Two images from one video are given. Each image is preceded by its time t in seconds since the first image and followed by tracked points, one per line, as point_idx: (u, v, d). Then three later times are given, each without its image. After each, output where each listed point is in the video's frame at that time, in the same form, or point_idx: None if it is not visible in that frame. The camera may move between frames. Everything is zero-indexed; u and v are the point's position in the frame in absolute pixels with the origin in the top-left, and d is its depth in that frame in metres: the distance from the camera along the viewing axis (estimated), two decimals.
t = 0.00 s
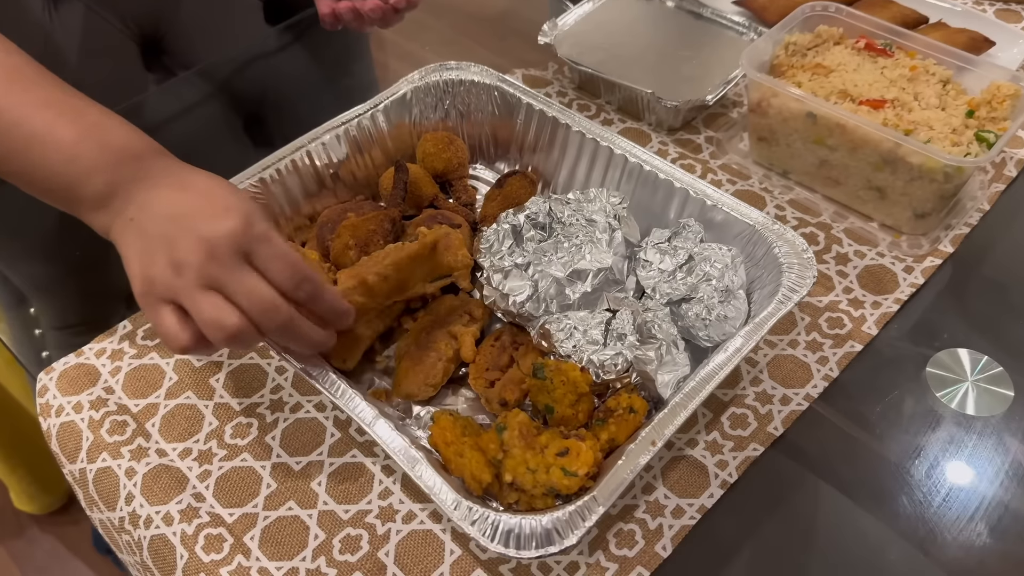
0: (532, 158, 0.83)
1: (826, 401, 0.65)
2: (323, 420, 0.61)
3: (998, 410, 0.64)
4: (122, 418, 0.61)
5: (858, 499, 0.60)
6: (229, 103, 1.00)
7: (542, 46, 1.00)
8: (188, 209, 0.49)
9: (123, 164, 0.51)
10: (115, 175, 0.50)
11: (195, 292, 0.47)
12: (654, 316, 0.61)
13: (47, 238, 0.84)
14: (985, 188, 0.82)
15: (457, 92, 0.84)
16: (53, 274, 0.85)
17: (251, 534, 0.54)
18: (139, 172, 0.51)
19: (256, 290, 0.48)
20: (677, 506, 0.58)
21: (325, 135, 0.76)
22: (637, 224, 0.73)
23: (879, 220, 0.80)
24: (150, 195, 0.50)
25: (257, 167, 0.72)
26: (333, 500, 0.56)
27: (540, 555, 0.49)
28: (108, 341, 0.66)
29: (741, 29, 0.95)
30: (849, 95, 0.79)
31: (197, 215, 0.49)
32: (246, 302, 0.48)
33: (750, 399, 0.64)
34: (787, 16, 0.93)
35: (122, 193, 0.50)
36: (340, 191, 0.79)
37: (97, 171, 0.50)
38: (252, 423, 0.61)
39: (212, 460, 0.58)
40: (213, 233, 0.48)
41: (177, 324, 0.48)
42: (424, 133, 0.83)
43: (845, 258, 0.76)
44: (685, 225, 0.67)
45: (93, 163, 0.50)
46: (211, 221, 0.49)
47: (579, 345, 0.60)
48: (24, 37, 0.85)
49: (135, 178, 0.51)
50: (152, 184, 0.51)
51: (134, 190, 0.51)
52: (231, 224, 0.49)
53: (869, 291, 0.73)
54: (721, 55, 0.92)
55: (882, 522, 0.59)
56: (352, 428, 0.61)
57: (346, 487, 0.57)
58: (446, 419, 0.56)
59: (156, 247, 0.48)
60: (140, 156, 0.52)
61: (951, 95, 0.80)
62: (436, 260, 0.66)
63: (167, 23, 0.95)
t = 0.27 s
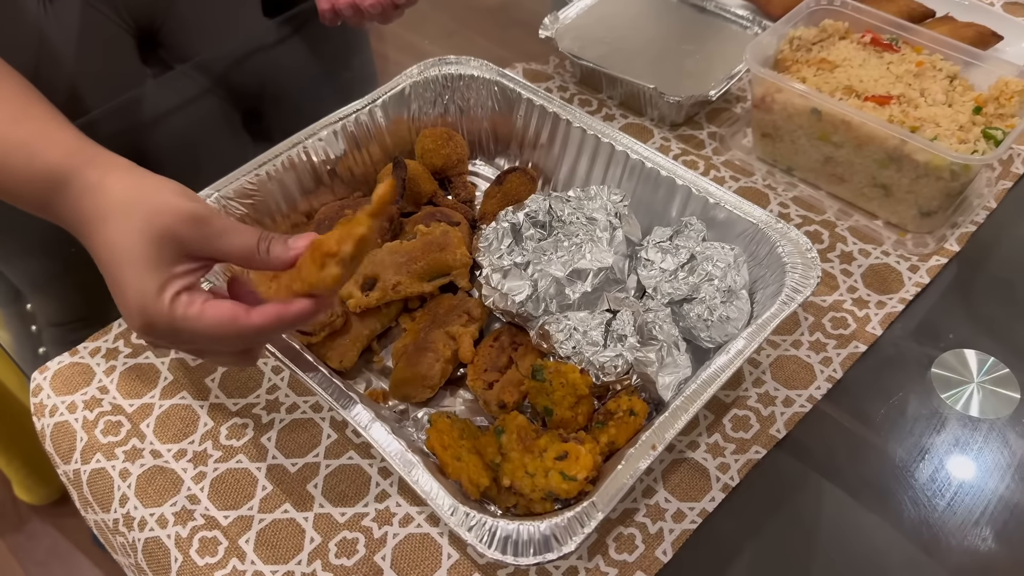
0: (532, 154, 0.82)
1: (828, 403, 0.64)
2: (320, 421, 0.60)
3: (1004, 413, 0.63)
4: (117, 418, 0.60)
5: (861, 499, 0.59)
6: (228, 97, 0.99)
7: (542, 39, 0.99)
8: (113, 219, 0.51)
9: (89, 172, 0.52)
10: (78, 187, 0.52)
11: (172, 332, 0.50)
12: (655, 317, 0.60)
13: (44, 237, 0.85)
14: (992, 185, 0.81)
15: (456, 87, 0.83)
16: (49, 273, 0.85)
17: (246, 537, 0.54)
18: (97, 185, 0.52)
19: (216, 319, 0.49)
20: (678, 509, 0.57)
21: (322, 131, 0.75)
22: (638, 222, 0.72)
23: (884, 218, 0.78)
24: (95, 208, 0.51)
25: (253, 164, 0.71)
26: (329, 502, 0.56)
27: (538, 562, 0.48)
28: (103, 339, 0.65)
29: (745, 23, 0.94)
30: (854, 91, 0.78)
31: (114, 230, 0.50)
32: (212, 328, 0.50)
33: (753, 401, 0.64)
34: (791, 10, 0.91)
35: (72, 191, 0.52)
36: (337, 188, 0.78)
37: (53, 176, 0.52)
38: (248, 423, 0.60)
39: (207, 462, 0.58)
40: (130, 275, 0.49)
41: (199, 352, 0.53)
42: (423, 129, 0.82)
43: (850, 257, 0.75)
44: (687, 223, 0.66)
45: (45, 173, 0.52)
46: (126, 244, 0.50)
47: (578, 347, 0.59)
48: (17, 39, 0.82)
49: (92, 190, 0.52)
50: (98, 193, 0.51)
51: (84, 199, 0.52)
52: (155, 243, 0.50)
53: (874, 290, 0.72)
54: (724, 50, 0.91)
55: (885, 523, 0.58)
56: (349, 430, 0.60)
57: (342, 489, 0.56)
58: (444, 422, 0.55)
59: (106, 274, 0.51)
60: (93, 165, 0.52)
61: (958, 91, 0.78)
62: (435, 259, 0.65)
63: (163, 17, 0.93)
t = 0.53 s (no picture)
0: (537, 154, 0.81)
1: (835, 407, 0.64)
2: (323, 425, 0.60)
3: (1013, 417, 0.63)
4: (118, 421, 0.60)
5: (870, 503, 0.59)
6: (228, 94, 0.98)
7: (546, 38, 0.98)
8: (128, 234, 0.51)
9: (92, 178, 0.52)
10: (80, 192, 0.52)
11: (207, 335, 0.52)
12: (661, 320, 0.60)
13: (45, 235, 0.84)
14: (1001, 186, 0.80)
15: (460, 86, 0.82)
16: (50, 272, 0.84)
17: (249, 542, 0.53)
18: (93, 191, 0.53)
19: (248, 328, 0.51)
20: (684, 515, 0.56)
21: (324, 131, 0.74)
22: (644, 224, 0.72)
23: (892, 219, 0.78)
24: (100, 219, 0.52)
25: (255, 164, 0.71)
26: (332, 507, 0.55)
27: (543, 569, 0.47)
28: (104, 341, 0.65)
29: (751, 21, 0.93)
30: (862, 91, 0.77)
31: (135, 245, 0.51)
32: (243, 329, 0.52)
33: (760, 405, 0.63)
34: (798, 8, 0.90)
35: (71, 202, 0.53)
36: (340, 188, 0.77)
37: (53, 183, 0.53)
38: (250, 427, 0.60)
39: (209, 466, 0.57)
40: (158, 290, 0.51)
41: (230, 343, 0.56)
42: (426, 128, 0.82)
43: (857, 258, 0.74)
44: (693, 225, 0.66)
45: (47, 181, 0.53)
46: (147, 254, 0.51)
47: (584, 350, 0.58)
48: (15, 39, 0.82)
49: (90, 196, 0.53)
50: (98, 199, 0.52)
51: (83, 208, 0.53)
52: (172, 260, 0.50)
53: (882, 292, 0.71)
54: (729, 48, 0.90)
55: (894, 527, 0.58)
56: (352, 433, 0.59)
57: (346, 494, 0.56)
58: (448, 427, 0.54)
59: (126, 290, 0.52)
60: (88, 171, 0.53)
61: (967, 91, 0.77)
62: (439, 261, 0.65)
63: (163, 15, 0.93)
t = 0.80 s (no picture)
0: (541, 155, 0.81)
1: (843, 412, 0.63)
2: (326, 429, 0.59)
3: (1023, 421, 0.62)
4: (120, 426, 0.59)
5: (881, 509, 0.58)
6: (230, 95, 0.97)
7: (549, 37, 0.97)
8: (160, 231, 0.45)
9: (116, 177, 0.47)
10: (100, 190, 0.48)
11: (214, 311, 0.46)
12: (667, 325, 0.59)
13: (45, 234, 0.83)
14: (1010, 187, 0.79)
15: (463, 86, 0.81)
16: (51, 272, 0.84)
17: (251, 549, 0.53)
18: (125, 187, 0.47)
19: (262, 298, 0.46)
20: (691, 522, 0.56)
21: (327, 133, 0.74)
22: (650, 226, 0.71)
23: (899, 221, 0.77)
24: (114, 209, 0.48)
25: (258, 167, 0.70)
26: (335, 513, 0.55)
27: None
28: (106, 345, 0.64)
29: (757, 21, 0.92)
30: (870, 92, 0.77)
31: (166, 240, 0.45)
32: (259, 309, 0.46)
33: (767, 409, 0.62)
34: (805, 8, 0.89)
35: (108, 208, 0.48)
36: (343, 189, 0.77)
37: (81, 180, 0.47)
38: (252, 432, 0.59)
39: (211, 471, 0.57)
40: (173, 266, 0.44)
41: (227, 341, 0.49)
42: (430, 129, 0.81)
43: (865, 261, 0.74)
44: (700, 228, 0.65)
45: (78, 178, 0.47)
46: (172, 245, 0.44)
47: (589, 355, 0.58)
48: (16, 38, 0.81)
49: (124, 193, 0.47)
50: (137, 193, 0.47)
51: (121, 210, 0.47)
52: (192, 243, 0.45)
53: (889, 295, 0.71)
54: (735, 49, 0.89)
55: (904, 533, 0.57)
56: (355, 438, 0.59)
57: (349, 500, 0.56)
58: (453, 433, 0.54)
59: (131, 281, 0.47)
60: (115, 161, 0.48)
61: (976, 91, 0.76)
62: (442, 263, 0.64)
63: (164, 15, 0.92)
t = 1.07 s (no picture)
0: (544, 156, 0.80)
1: (848, 415, 0.63)
2: (328, 433, 0.59)
3: None
4: (121, 430, 0.59)
5: (888, 514, 0.58)
6: (230, 95, 0.97)
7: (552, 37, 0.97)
8: (222, 229, 0.40)
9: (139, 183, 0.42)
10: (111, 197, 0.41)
11: (273, 308, 0.42)
12: (672, 328, 0.59)
13: (44, 238, 0.83)
14: (1015, 188, 0.78)
15: (466, 87, 0.81)
16: (52, 275, 0.84)
17: (253, 554, 0.52)
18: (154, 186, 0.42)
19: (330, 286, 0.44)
20: (696, 527, 0.55)
21: (328, 134, 0.73)
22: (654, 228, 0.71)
23: (904, 222, 0.76)
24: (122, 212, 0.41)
25: (259, 169, 0.70)
26: (338, 518, 0.54)
27: None
28: (106, 348, 0.64)
29: (760, 21, 0.91)
30: (875, 92, 0.76)
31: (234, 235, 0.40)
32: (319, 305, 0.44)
33: (772, 413, 0.62)
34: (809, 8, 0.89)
35: (125, 211, 0.41)
36: (344, 191, 0.76)
37: (89, 182, 0.41)
38: (254, 436, 0.59)
39: (213, 476, 0.56)
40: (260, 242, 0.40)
41: (265, 351, 0.42)
42: (432, 130, 0.81)
43: (870, 263, 0.73)
44: (704, 229, 0.65)
45: (76, 180, 0.41)
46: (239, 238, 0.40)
47: (593, 359, 0.57)
48: (16, 38, 0.80)
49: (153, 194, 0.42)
50: (173, 195, 0.42)
51: (149, 212, 0.41)
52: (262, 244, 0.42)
53: (895, 297, 0.70)
54: (739, 49, 0.89)
55: (912, 538, 0.57)
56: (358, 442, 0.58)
57: (352, 505, 0.55)
58: (456, 438, 0.53)
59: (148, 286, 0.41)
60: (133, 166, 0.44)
61: (982, 92, 0.76)
62: (445, 265, 0.63)
63: (165, 14, 0.91)
